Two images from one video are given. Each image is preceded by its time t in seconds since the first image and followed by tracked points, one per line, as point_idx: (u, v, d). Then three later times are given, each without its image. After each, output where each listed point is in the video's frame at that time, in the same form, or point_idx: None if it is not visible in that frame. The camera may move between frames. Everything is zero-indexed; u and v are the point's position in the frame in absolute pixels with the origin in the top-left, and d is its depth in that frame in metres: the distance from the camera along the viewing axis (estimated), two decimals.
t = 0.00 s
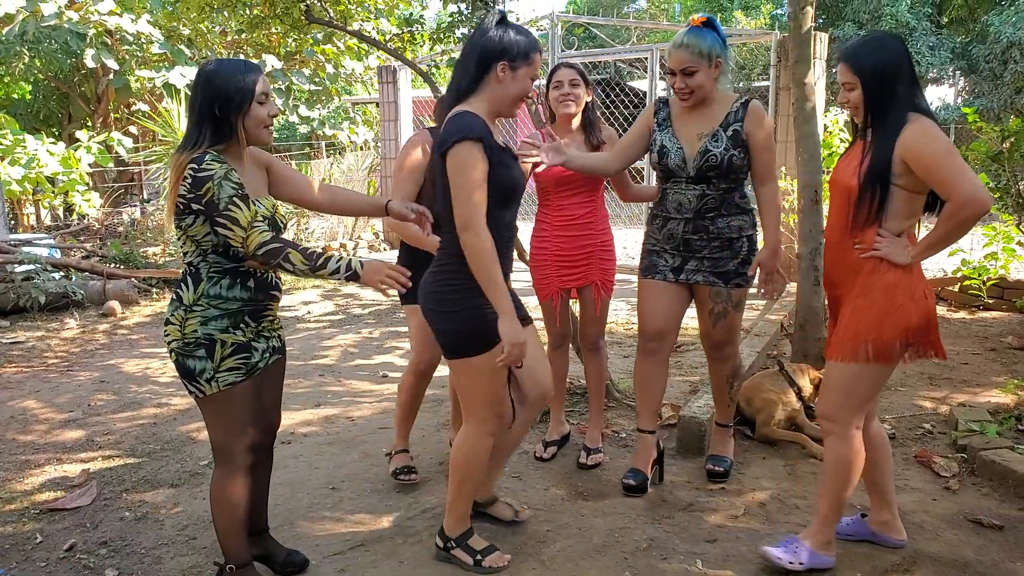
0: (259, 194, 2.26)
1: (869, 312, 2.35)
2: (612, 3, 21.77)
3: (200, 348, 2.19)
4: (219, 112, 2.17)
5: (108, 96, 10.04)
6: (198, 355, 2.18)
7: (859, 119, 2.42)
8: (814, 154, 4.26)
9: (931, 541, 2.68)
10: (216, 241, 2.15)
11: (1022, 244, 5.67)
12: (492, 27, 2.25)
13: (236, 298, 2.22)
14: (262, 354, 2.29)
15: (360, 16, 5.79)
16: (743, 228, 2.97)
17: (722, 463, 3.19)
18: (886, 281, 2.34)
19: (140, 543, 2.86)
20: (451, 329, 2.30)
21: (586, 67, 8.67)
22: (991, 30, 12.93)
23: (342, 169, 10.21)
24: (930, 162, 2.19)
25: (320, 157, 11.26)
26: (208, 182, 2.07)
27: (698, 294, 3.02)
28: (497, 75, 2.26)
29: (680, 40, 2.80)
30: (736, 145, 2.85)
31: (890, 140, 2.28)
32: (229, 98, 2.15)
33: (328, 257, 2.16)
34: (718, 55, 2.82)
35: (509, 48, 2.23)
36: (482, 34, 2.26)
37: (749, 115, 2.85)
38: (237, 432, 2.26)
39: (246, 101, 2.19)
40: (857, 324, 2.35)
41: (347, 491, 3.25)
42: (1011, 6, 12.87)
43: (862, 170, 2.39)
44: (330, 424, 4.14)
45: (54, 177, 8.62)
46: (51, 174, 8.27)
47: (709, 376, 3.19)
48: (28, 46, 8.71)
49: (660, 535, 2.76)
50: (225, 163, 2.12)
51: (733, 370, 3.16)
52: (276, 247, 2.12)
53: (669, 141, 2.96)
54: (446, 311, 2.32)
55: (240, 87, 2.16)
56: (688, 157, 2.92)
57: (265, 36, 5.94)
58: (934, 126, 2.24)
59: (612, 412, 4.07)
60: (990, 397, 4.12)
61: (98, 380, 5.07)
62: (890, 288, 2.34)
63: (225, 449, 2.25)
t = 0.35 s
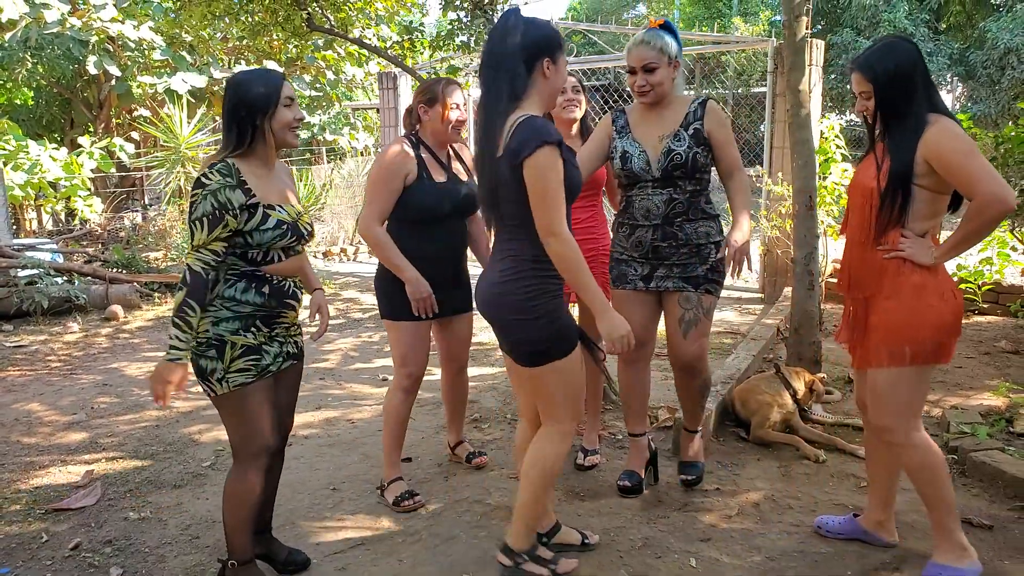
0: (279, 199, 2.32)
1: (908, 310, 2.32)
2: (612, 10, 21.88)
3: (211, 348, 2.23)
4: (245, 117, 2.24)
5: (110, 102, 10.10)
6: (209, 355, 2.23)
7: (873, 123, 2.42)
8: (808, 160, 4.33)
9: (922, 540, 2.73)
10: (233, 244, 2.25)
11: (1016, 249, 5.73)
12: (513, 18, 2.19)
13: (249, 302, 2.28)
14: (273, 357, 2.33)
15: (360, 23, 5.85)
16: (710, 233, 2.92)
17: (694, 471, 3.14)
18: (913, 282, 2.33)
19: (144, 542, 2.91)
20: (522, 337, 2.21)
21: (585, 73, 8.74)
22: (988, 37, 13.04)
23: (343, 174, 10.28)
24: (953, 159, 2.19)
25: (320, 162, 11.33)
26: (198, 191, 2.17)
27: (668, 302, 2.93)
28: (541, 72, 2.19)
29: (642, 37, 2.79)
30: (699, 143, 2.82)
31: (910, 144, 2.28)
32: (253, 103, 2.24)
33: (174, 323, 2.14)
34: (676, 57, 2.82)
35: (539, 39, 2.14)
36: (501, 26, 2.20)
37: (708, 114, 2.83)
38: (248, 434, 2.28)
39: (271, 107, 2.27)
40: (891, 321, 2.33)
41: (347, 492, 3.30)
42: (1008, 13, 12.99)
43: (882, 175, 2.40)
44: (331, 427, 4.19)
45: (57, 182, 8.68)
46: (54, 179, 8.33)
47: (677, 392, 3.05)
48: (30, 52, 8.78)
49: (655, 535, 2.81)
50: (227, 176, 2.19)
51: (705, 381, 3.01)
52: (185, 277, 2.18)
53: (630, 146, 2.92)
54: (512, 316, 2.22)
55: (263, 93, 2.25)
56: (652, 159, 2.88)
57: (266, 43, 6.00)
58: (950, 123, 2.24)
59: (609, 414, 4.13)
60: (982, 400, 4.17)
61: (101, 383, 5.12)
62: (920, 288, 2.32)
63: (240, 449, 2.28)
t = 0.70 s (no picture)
0: (294, 203, 2.37)
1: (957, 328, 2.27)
2: (612, 14, 22.01)
3: (231, 351, 2.27)
4: (258, 118, 2.29)
5: (112, 106, 10.16)
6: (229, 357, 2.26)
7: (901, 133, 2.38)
8: (803, 164, 4.39)
9: (914, 536, 2.79)
10: (252, 246, 2.30)
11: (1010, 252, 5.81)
12: (533, 28, 2.16)
13: (268, 306, 2.34)
14: (290, 360, 2.38)
15: (362, 28, 5.92)
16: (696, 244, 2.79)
17: (660, 525, 2.72)
18: (957, 297, 2.28)
19: (150, 539, 2.96)
20: (551, 347, 2.21)
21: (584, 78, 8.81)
22: (985, 41, 13.14)
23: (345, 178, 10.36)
24: (996, 172, 2.15)
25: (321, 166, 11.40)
26: (213, 193, 2.21)
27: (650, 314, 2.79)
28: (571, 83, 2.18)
29: (640, 35, 2.74)
30: (687, 149, 2.71)
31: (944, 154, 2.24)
32: (265, 104, 2.28)
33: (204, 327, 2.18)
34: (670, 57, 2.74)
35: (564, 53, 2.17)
36: (521, 37, 2.17)
37: (701, 118, 2.71)
38: (268, 434, 2.33)
39: (283, 108, 2.33)
40: (939, 342, 2.28)
41: (350, 490, 3.36)
42: (1005, 18, 13.11)
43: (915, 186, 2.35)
44: (333, 427, 4.24)
45: (59, 186, 8.75)
46: (56, 183, 8.39)
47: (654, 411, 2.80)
48: (33, 56, 8.84)
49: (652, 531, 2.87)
50: (241, 179, 2.23)
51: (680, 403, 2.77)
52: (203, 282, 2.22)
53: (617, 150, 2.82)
54: (546, 329, 2.21)
55: (275, 93, 2.30)
56: (639, 164, 2.77)
57: (269, 47, 6.06)
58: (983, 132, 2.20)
59: (608, 415, 4.18)
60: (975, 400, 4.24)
61: (105, 385, 5.18)
62: (965, 303, 2.27)
63: (258, 448, 2.33)
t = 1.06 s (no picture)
0: (297, 203, 2.43)
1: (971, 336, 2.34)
2: (612, 18, 22.08)
3: (242, 357, 2.31)
4: (256, 119, 2.35)
5: (112, 109, 10.20)
6: (239, 363, 2.31)
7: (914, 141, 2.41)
8: (798, 168, 4.45)
9: (903, 534, 2.85)
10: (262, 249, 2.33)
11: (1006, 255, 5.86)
12: (528, 40, 2.21)
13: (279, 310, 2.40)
14: (297, 366, 2.44)
15: (361, 33, 5.96)
16: (678, 250, 2.66)
17: (652, 529, 2.75)
18: (978, 309, 2.34)
19: (153, 539, 3.01)
20: (559, 345, 2.34)
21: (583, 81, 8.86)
22: (982, 45, 13.20)
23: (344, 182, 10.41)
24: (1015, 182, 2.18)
25: (321, 169, 11.45)
26: (230, 196, 2.22)
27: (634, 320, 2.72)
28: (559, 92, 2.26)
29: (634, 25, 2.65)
30: (670, 147, 2.56)
31: (962, 164, 2.28)
32: (263, 106, 2.34)
33: (297, 308, 2.23)
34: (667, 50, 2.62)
35: (556, 62, 2.27)
36: (519, 50, 2.21)
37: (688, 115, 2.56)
38: (267, 439, 2.38)
39: (281, 109, 2.38)
40: (958, 349, 2.34)
41: (350, 491, 3.41)
42: (1002, 22, 13.16)
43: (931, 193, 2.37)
44: (333, 429, 4.29)
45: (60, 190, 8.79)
46: (57, 187, 8.42)
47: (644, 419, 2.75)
48: (33, 60, 8.86)
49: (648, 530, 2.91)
50: (253, 178, 2.27)
51: (669, 410, 2.72)
52: (254, 280, 2.23)
53: (603, 145, 2.72)
54: (557, 332, 2.32)
55: (273, 94, 2.35)
56: (621, 160, 2.66)
57: (269, 52, 6.11)
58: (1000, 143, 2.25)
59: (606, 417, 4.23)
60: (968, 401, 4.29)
61: (107, 388, 5.22)
62: (984, 313, 2.34)
63: (257, 452, 2.38)
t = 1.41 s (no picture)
0: (300, 202, 2.41)
1: (966, 336, 2.32)
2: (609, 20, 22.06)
3: (244, 357, 2.30)
4: (252, 123, 2.34)
5: (108, 111, 10.18)
6: (241, 363, 2.30)
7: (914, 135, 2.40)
8: (793, 170, 4.45)
9: (896, 536, 2.85)
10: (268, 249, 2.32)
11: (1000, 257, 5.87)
12: (524, 45, 2.25)
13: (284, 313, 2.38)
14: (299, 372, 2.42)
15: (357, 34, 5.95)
16: (647, 250, 2.58)
17: (644, 535, 2.73)
18: (957, 309, 2.34)
19: (146, 543, 3.00)
20: (563, 343, 2.37)
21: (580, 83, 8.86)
22: (978, 47, 13.23)
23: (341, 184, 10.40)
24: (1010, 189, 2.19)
25: (318, 171, 11.45)
26: (231, 200, 2.23)
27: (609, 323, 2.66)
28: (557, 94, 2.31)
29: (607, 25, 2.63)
30: (626, 147, 2.48)
31: (955, 166, 2.27)
32: (258, 110, 2.33)
33: (289, 321, 2.25)
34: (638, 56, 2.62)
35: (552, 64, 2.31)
36: (515, 55, 2.25)
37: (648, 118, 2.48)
38: (260, 442, 2.37)
39: (276, 111, 2.37)
40: (936, 353, 2.34)
41: (344, 494, 3.40)
42: (998, 23, 13.18)
43: (924, 194, 2.38)
44: (328, 431, 4.29)
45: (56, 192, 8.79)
46: (53, 189, 8.39)
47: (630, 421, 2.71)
48: (29, 62, 8.85)
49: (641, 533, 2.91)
50: (253, 182, 2.25)
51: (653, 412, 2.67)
52: (254, 287, 2.26)
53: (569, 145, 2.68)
54: (565, 331, 2.35)
55: (268, 97, 2.34)
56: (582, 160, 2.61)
57: (264, 54, 6.10)
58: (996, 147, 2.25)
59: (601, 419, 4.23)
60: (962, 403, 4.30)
61: (101, 391, 5.21)
62: (967, 314, 2.34)
63: (247, 455, 2.36)
